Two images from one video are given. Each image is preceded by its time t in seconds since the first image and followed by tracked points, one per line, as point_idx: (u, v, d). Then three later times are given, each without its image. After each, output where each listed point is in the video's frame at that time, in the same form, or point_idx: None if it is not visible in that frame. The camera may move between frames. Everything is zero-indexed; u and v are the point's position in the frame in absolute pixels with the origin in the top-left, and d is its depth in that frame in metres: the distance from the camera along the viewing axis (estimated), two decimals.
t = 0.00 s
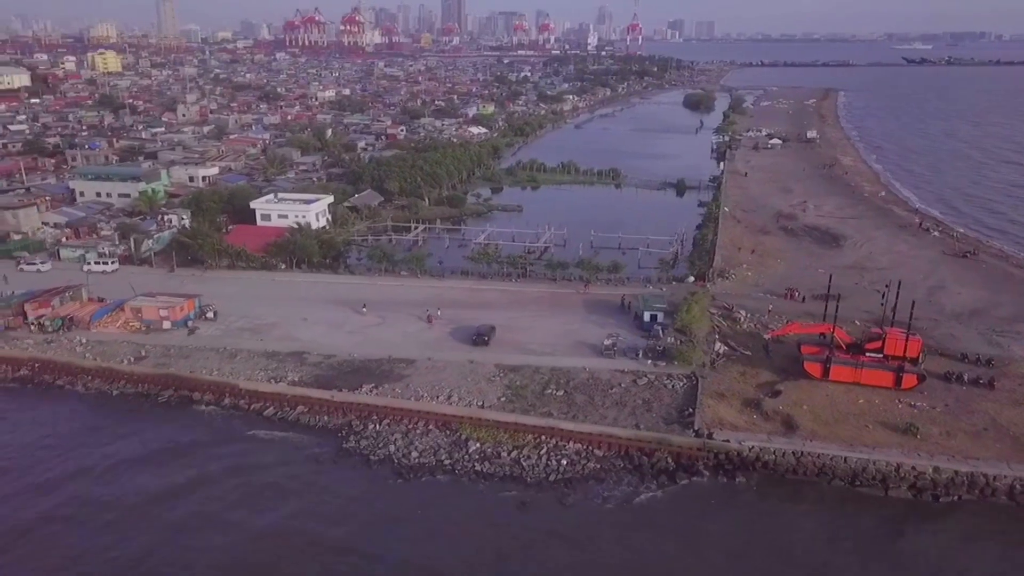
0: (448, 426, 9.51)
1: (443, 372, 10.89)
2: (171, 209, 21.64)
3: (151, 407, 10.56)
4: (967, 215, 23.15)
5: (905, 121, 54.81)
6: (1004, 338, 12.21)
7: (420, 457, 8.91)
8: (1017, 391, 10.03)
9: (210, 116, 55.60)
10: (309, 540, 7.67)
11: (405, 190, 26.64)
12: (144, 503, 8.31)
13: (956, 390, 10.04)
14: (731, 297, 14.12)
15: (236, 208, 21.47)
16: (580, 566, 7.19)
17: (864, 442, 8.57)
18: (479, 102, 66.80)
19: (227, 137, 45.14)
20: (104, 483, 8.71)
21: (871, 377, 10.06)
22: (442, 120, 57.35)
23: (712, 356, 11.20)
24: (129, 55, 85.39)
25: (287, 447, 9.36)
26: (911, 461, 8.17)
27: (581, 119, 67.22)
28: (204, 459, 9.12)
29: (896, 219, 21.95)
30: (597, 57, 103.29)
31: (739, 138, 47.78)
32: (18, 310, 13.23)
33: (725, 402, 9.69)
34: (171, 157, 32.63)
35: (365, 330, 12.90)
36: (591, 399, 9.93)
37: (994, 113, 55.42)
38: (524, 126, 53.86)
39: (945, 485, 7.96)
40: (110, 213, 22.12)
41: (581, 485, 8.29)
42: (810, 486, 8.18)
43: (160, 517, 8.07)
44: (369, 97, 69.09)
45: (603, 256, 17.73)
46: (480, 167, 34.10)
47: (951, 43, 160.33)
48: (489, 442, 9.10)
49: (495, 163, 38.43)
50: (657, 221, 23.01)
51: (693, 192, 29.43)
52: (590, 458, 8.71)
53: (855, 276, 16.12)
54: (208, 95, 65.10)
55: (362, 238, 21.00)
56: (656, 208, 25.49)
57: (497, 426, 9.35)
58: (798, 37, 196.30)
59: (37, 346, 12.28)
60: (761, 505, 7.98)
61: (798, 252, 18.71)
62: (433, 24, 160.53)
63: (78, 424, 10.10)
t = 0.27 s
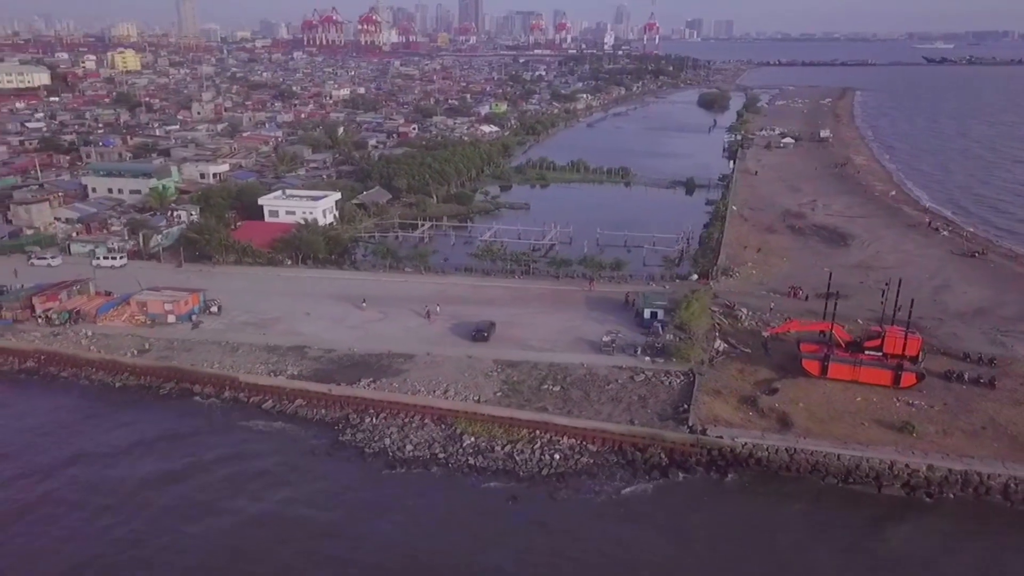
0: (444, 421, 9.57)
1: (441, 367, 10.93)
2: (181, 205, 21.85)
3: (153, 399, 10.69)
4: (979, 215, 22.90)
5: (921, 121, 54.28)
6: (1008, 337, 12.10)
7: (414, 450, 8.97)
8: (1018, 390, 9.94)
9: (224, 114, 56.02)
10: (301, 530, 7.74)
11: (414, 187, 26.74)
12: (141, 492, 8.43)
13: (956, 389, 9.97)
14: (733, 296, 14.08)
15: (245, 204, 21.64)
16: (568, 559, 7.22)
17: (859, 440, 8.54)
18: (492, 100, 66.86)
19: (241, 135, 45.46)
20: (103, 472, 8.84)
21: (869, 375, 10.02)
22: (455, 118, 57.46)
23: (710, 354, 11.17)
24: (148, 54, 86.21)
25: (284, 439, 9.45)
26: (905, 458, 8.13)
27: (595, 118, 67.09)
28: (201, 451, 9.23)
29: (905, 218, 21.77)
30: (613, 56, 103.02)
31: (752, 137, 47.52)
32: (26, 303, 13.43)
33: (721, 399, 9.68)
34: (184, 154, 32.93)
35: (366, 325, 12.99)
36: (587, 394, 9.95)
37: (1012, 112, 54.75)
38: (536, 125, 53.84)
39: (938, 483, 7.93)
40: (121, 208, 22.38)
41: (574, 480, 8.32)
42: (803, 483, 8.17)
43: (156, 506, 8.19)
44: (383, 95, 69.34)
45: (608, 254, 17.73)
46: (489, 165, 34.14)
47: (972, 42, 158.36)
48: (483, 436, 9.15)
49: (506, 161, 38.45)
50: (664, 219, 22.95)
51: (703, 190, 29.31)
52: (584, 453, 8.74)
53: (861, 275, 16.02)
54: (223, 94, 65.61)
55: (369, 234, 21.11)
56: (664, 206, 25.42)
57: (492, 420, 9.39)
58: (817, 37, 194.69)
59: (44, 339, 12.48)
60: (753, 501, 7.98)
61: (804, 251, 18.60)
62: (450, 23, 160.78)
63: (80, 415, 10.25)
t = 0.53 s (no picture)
0: (439, 415, 9.61)
1: (439, 363, 10.97)
2: (190, 202, 22.06)
3: (153, 392, 10.81)
4: (991, 215, 22.65)
5: (938, 120, 53.71)
6: (1013, 337, 11.96)
7: (409, 443, 9.01)
8: (1020, 390, 9.83)
9: (239, 112, 56.45)
10: (292, 521, 7.79)
11: (422, 185, 26.82)
12: (137, 481, 8.53)
13: (955, 388, 9.88)
14: (736, 294, 14.02)
15: (253, 200, 21.79)
16: (556, 553, 7.24)
17: (853, 437, 8.49)
18: (505, 99, 66.86)
19: (254, 132, 45.81)
20: (100, 462, 8.95)
21: (867, 374, 9.96)
22: (468, 117, 57.56)
23: (709, 352, 11.14)
24: (167, 53, 87.08)
25: (281, 431, 9.52)
26: (899, 457, 8.08)
27: (608, 117, 66.93)
28: (199, 442, 9.32)
29: (915, 218, 21.57)
30: (628, 56, 102.79)
31: (764, 136, 47.24)
32: (33, 296, 13.60)
33: (718, 396, 9.66)
34: (196, 152, 33.23)
35: (367, 321, 13.05)
36: (583, 390, 9.96)
37: None
38: (548, 124, 53.81)
39: (932, 481, 7.88)
40: (132, 204, 22.62)
41: (566, 475, 8.33)
42: (795, 480, 8.14)
43: (149, 495, 8.28)
44: (397, 94, 69.57)
45: (612, 252, 17.70)
46: (499, 163, 34.17)
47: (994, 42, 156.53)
48: (477, 430, 9.18)
49: (516, 160, 38.50)
50: (672, 217, 22.89)
51: (712, 189, 29.17)
52: (577, 448, 8.75)
53: (866, 274, 15.89)
54: (238, 92, 66.10)
55: (376, 230, 21.19)
56: (672, 205, 25.34)
57: (486, 415, 9.42)
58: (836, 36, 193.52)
59: (49, 332, 12.65)
60: (744, 498, 7.97)
61: (811, 249, 18.48)
62: (467, 23, 161.04)
63: (81, 407, 10.39)
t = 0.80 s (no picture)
0: (435, 409, 9.67)
1: (437, 358, 11.02)
2: (199, 198, 22.28)
3: (155, 385, 10.95)
4: (1003, 215, 22.39)
5: (954, 120, 53.10)
6: (1016, 337, 11.85)
7: (403, 437, 9.08)
8: (1020, 389, 9.74)
9: (252, 111, 56.90)
10: (284, 512, 7.88)
11: (429, 182, 26.89)
12: (134, 473, 8.65)
13: (954, 387, 9.81)
14: (738, 292, 13.99)
15: (261, 197, 21.98)
16: (543, 547, 7.27)
17: (847, 435, 8.46)
18: (518, 98, 66.89)
19: (266, 130, 46.13)
20: (99, 454, 9.08)
21: (865, 372, 9.91)
22: (479, 116, 57.63)
23: (707, 349, 11.13)
24: (184, 52, 87.92)
25: (278, 424, 9.61)
26: (891, 455, 8.04)
27: (621, 116, 66.77)
28: (197, 434, 9.43)
29: (925, 217, 21.38)
30: (643, 54, 102.46)
31: (777, 135, 46.94)
32: (41, 290, 13.81)
33: (713, 393, 9.64)
34: (208, 149, 33.55)
35: (368, 316, 13.12)
36: (578, 386, 9.98)
37: None
38: (559, 123, 53.78)
39: (925, 480, 7.83)
40: (142, 201, 22.88)
41: (558, 470, 8.36)
42: (787, 477, 8.12)
43: (146, 486, 8.39)
44: (410, 93, 69.76)
45: (617, 250, 17.68)
46: (509, 161, 34.20)
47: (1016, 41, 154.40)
48: (471, 425, 9.23)
49: (526, 158, 38.53)
50: (679, 216, 22.82)
51: (721, 187, 29.05)
52: (570, 443, 8.77)
53: (871, 273, 15.79)
54: (252, 91, 66.61)
55: (382, 227, 21.28)
56: (680, 203, 25.26)
57: (481, 409, 9.47)
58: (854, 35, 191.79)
59: (56, 325, 12.84)
60: (735, 495, 7.96)
61: (817, 248, 18.36)
62: (483, 22, 161.11)
63: (83, 399, 10.53)
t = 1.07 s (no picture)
0: (430, 404, 9.71)
1: (434, 354, 11.07)
2: (207, 195, 22.47)
3: (155, 378, 11.06)
4: (1014, 216, 22.14)
5: (971, 120, 52.50)
6: (1019, 337, 11.73)
7: (397, 431, 9.13)
8: (1019, 389, 9.66)
9: (266, 109, 57.29)
10: (276, 503, 7.95)
11: (437, 180, 26.94)
12: (130, 463, 8.74)
13: (952, 387, 9.74)
14: (739, 290, 13.93)
15: (269, 194, 22.14)
16: (531, 541, 7.31)
17: (840, 433, 8.42)
18: (530, 97, 66.89)
19: (278, 128, 46.42)
20: (96, 444, 9.18)
21: (862, 371, 9.86)
22: (491, 115, 57.69)
23: (705, 346, 11.11)
24: (201, 51, 88.70)
25: (274, 418, 9.69)
26: (884, 453, 8.00)
27: (633, 115, 66.60)
28: (193, 426, 9.52)
29: (934, 217, 21.18)
30: (657, 54, 102.13)
31: (789, 134, 46.64)
32: (47, 285, 14.00)
33: (708, 390, 9.63)
34: (218, 147, 33.82)
35: (368, 311, 13.15)
36: (573, 382, 10.00)
37: None
38: (570, 122, 53.72)
39: (916, 478, 7.79)
40: (152, 197, 23.12)
41: (549, 465, 8.39)
42: (778, 474, 8.10)
43: (141, 476, 8.48)
44: (422, 92, 69.94)
45: (621, 248, 17.64)
46: (518, 160, 34.19)
47: None
48: (465, 420, 9.27)
49: (535, 156, 38.54)
50: (685, 215, 22.73)
51: (729, 186, 28.92)
52: (562, 439, 8.79)
53: (876, 272, 15.67)
54: (266, 89, 67.05)
55: (388, 224, 21.34)
56: (688, 202, 25.15)
57: (476, 404, 9.50)
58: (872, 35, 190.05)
59: (61, 318, 13.01)
60: (726, 491, 7.96)
61: (823, 248, 18.23)
62: (497, 21, 161.21)
63: (85, 391, 10.67)
